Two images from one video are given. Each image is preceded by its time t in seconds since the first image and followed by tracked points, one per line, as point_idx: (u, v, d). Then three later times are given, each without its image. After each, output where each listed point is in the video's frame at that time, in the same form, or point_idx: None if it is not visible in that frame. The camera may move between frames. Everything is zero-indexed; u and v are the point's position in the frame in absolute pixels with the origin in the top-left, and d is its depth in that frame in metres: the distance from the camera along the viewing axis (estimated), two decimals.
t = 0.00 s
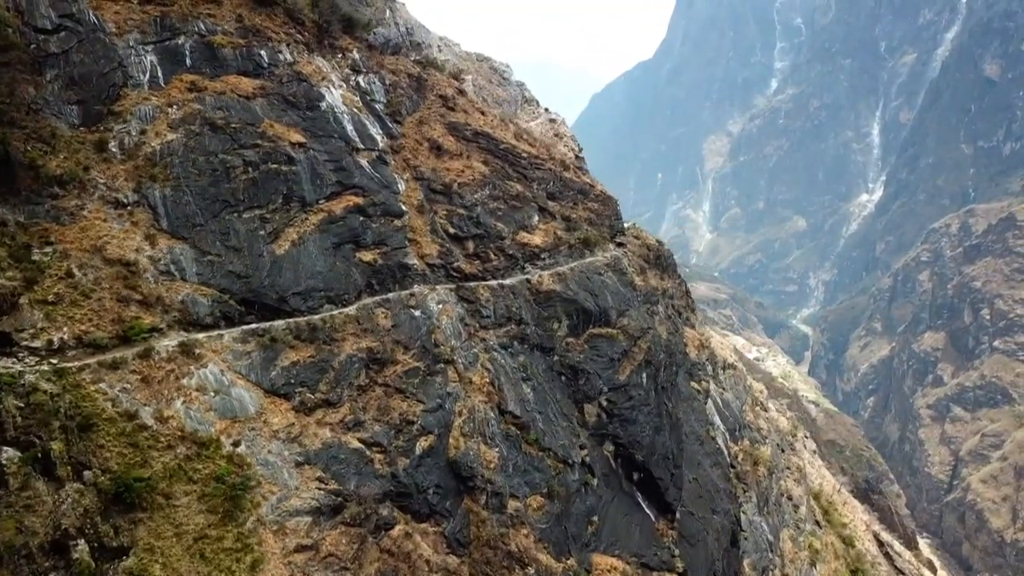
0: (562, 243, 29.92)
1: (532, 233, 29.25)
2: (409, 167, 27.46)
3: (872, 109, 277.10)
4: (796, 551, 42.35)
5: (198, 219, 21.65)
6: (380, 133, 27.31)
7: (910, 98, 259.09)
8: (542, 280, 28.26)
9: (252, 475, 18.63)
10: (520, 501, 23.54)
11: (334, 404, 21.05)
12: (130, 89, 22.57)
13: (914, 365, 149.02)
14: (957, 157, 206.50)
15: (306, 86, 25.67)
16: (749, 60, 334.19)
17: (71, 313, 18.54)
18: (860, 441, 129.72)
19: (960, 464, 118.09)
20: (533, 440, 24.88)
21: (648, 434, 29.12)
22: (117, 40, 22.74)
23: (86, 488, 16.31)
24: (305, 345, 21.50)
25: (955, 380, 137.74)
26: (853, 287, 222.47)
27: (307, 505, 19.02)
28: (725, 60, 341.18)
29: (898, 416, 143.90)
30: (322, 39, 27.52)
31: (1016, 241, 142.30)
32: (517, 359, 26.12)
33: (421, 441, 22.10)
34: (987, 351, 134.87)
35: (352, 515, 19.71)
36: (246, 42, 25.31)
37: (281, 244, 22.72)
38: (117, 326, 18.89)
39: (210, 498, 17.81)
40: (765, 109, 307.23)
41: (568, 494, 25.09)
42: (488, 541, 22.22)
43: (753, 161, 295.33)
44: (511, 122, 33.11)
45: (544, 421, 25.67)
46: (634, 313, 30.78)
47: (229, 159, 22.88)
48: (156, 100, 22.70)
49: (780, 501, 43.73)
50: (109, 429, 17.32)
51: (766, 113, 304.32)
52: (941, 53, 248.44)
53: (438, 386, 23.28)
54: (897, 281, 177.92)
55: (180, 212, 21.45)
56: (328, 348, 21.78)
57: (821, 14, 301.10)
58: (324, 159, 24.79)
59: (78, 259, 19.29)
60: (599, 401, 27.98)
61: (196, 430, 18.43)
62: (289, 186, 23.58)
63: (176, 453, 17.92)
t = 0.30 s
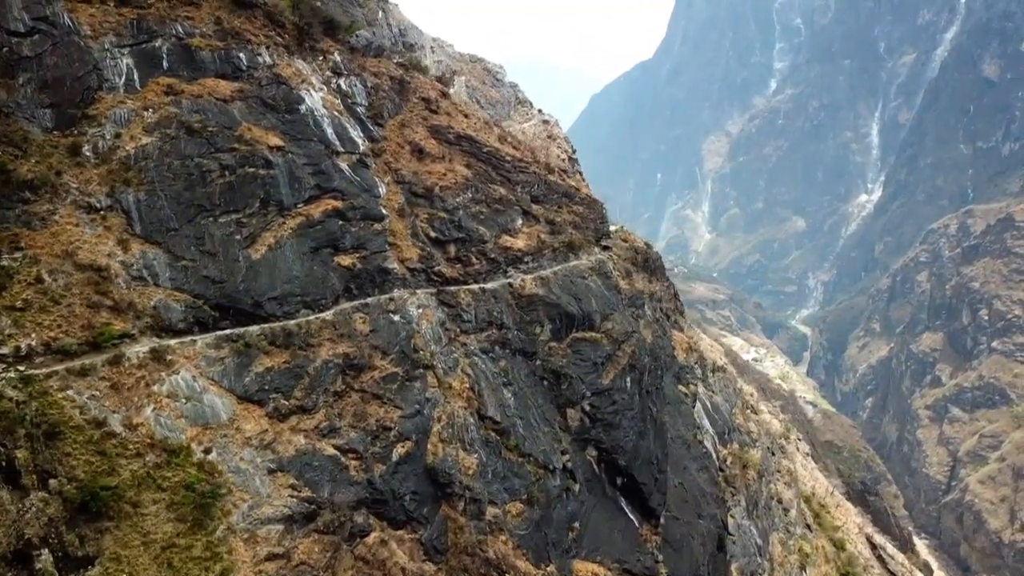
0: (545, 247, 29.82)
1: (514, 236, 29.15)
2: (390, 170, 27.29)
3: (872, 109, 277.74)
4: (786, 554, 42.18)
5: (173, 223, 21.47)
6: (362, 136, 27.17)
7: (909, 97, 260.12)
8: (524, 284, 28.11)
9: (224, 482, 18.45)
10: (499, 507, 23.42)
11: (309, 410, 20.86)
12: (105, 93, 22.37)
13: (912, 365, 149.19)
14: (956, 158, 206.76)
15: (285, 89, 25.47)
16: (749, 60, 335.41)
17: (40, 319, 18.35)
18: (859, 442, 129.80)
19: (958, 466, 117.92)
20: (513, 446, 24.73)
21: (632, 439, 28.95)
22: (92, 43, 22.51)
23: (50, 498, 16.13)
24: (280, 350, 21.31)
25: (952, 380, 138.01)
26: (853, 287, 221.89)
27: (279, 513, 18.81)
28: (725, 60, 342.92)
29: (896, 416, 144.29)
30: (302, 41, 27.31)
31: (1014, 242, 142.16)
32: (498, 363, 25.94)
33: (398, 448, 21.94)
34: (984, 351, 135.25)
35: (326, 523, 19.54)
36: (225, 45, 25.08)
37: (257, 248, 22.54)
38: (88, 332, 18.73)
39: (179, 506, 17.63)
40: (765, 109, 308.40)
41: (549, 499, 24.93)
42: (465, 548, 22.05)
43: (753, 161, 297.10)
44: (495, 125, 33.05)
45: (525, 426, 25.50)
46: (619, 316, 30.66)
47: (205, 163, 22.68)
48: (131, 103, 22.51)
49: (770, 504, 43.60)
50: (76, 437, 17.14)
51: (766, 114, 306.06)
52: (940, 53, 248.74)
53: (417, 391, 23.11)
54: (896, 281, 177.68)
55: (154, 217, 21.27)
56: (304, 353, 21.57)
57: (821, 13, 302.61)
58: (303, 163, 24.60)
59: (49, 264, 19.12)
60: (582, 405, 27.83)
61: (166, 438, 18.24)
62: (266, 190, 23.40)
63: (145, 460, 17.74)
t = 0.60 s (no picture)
0: (529, 250, 29.70)
1: (498, 240, 29.05)
2: (372, 173, 27.12)
3: (871, 109, 277.24)
4: (776, 558, 42.00)
5: (147, 228, 21.28)
6: (343, 139, 26.99)
7: (909, 97, 260.14)
8: (507, 288, 27.97)
9: (196, 491, 18.25)
10: (478, 514, 23.28)
11: (285, 417, 20.67)
12: (80, 96, 22.10)
13: (911, 366, 149.14)
14: (956, 158, 206.76)
15: (265, 91, 25.22)
16: (749, 59, 334.80)
17: (9, 325, 18.07)
18: (857, 443, 129.62)
19: (957, 466, 117.72)
20: (494, 452, 24.55)
21: (616, 444, 28.78)
22: (68, 46, 22.27)
23: (15, 507, 15.88)
24: (256, 356, 21.12)
25: (951, 381, 137.89)
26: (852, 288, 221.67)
27: (251, 522, 18.60)
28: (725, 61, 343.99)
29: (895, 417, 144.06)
30: (283, 44, 27.12)
31: (1013, 242, 141.91)
32: (480, 369, 25.77)
33: (375, 454, 21.76)
34: (983, 352, 135.20)
35: (299, 531, 19.38)
36: (203, 47, 24.80)
37: (234, 253, 22.34)
38: (57, 338, 18.49)
39: (148, 516, 17.43)
40: (764, 109, 308.95)
41: (530, 505, 24.80)
42: (443, 555, 21.93)
43: (752, 162, 298.22)
44: (480, 128, 33.00)
45: (507, 432, 25.33)
46: (603, 320, 30.53)
47: (182, 167, 22.47)
48: (107, 107, 22.24)
49: (760, 508, 43.41)
50: (44, 445, 16.86)
51: (765, 114, 307.06)
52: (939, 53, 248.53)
53: (396, 398, 22.92)
54: (896, 282, 177.62)
55: (128, 222, 21.08)
56: (280, 359, 21.40)
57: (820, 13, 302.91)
58: (282, 166, 24.40)
59: (20, 270, 18.86)
60: (565, 410, 27.62)
61: (136, 446, 18.00)
62: (244, 194, 23.17)
63: (115, 468, 17.52)
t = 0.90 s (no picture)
0: (514, 254, 29.59)
1: (481, 244, 28.91)
2: (353, 177, 26.90)
3: (871, 109, 277.17)
4: (766, 563, 41.78)
5: (122, 233, 21.03)
6: (325, 142, 26.79)
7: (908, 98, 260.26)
8: (491, 292, 27.82)
9: (167, 499, 18.07)
10: (458, 522, 23.15)
11: (260, 424, 20.48)
12: (55, 100, 21.77)
13: (910, 366, 149.07)
14: (955, 159, 206.72)
15: (245, 95, 24.95)
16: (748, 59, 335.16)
17: None
18: (855, 444, 129.41)
19: (955, 467, 117.46)
20: (474, 458, 24.38)
21: (600, 450, 28.60)
22: (43, 49, 21.94)
23: None
24: (231, 363, 20.93)
25: (950, 381, 137.73)
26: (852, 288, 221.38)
27: (222, 531, 18.43)
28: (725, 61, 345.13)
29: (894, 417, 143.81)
30: (264, 47, 26.89)
31: (1012, 243, 141.68)
32: (461, 374, 25.60)
33: (353, 462, 21.53)
34: (981, 352, 135.08)
35: (273, 539, 19.25)
36: (183, 50, 24.47)
37: (210, 258, 22.14)
38: (27, 346, 18.25)
39: (116, 525, 17.23)
40: (764, 110, 309.46)
41: (511, 513, 24.65)
42: (421, 564, 21.88)
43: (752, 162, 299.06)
44: (464, 131, 32.90)
45: (488, 439, 25.15)
46: (589, 325, 30.41)
47: (159, 172, 22.23)
48: (82, 111, 21.92)
49: (751, 512, 43.16)
50: (9, 455, 16.54)
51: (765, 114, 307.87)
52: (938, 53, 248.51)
53: (374, 404, 22.73)
54: (895, 283, 177.63)
55: (103, 227, 20.85)
56: (256, 365, 21.21)
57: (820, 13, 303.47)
58: (261, 170, 24.18)
59: None
60: (549, 415, 27.41)
61: (106, 454, 17.74)
62: (221, 199, 22.93)
63: (84, 478, 17.28)
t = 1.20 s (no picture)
0: (498, 258, 29.44)
1: (465, 248, 28.77)
2: (335, 180, 26.68)
3: (870, 109, 276.85)
4: (757, 567, 41.52)
5: (96, 238, 20.83)
6: (306, 146, 26.56)
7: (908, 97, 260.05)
8: (474, 297, 27.62)
9: (138, 509, 17.83)
10: (437, 530, 22.96)
11: (235, 432, 20.26)
12: (30, 104, 21.46)
13: (909, 367, 148.80)
14: (954, 159, 206.50)
15: (225, 98, 24.67)
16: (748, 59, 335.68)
17: None
18: (854, 445, 129.17)
19: (954, 468, 117.12)
20: (455, 465, 24.19)
21: (585, 455, 28.38)
22: (18, 53, 21.61)
23: None
24: (206, 370, 20.69)
25: (949, 382, 137.56)
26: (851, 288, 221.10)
27: (194, 541, 18.21)
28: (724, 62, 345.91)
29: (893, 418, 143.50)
30: (245, 50, 26.67)
31: (1011, 243, 141.38)
32: (443, 380, 25.42)
33: (330, 469, 21.31)
34: (980, 353, 134.84)
35: (245, 549, 19.04)
36: (161, 53, 24.15)
37: (187, 264, 21.91)
38: None
39: (85, 536, 16.99)
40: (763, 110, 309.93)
41: (493, 520, 24.47)
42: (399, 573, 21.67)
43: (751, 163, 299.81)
44: (449, 134, 32.77)
45: (469, 445, 24.95)
46: (575, 329, 30.22)
47: (135, 176, 21.96)
48: (58, 116, 21.64)
49: (742, 516, 42.90)
50: None
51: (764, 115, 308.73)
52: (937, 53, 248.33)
53: (353, 411, 22.52)
54: (894, 283, 177.33)
55: (77, 232, 20.63)
56: (231, 372, 20.97)
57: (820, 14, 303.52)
58: (240, 174, 23.91)
59: None
60: (532, 421, 27.19)
61: (75, 463, 17.47)
62: (199, 204, 22.69)
63: (52, 488, 17.01)
